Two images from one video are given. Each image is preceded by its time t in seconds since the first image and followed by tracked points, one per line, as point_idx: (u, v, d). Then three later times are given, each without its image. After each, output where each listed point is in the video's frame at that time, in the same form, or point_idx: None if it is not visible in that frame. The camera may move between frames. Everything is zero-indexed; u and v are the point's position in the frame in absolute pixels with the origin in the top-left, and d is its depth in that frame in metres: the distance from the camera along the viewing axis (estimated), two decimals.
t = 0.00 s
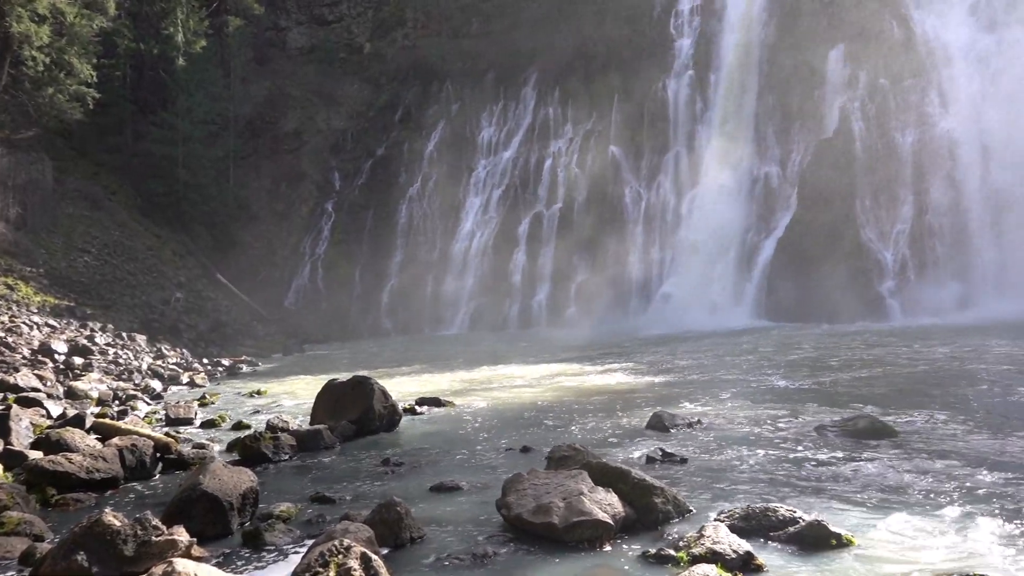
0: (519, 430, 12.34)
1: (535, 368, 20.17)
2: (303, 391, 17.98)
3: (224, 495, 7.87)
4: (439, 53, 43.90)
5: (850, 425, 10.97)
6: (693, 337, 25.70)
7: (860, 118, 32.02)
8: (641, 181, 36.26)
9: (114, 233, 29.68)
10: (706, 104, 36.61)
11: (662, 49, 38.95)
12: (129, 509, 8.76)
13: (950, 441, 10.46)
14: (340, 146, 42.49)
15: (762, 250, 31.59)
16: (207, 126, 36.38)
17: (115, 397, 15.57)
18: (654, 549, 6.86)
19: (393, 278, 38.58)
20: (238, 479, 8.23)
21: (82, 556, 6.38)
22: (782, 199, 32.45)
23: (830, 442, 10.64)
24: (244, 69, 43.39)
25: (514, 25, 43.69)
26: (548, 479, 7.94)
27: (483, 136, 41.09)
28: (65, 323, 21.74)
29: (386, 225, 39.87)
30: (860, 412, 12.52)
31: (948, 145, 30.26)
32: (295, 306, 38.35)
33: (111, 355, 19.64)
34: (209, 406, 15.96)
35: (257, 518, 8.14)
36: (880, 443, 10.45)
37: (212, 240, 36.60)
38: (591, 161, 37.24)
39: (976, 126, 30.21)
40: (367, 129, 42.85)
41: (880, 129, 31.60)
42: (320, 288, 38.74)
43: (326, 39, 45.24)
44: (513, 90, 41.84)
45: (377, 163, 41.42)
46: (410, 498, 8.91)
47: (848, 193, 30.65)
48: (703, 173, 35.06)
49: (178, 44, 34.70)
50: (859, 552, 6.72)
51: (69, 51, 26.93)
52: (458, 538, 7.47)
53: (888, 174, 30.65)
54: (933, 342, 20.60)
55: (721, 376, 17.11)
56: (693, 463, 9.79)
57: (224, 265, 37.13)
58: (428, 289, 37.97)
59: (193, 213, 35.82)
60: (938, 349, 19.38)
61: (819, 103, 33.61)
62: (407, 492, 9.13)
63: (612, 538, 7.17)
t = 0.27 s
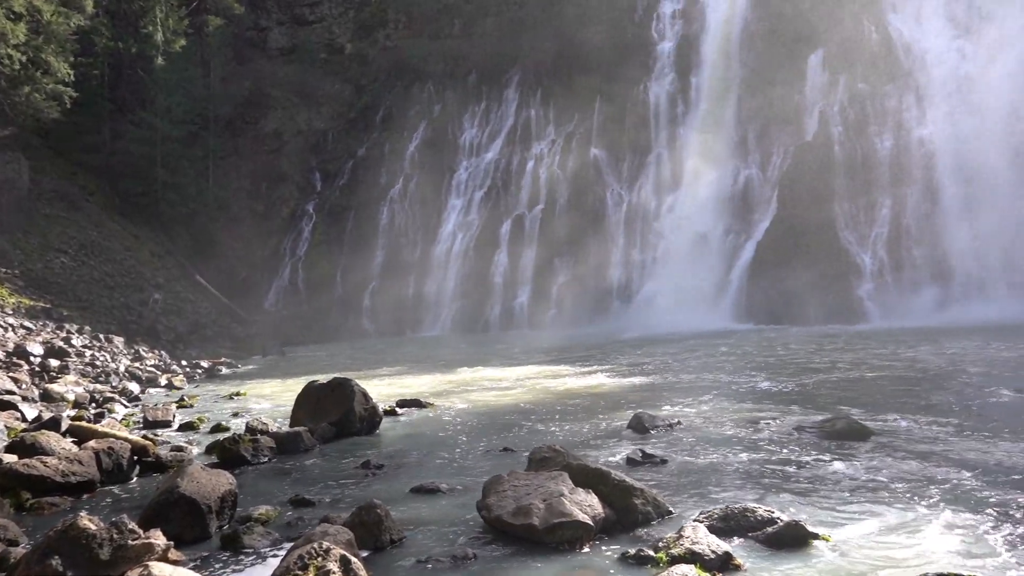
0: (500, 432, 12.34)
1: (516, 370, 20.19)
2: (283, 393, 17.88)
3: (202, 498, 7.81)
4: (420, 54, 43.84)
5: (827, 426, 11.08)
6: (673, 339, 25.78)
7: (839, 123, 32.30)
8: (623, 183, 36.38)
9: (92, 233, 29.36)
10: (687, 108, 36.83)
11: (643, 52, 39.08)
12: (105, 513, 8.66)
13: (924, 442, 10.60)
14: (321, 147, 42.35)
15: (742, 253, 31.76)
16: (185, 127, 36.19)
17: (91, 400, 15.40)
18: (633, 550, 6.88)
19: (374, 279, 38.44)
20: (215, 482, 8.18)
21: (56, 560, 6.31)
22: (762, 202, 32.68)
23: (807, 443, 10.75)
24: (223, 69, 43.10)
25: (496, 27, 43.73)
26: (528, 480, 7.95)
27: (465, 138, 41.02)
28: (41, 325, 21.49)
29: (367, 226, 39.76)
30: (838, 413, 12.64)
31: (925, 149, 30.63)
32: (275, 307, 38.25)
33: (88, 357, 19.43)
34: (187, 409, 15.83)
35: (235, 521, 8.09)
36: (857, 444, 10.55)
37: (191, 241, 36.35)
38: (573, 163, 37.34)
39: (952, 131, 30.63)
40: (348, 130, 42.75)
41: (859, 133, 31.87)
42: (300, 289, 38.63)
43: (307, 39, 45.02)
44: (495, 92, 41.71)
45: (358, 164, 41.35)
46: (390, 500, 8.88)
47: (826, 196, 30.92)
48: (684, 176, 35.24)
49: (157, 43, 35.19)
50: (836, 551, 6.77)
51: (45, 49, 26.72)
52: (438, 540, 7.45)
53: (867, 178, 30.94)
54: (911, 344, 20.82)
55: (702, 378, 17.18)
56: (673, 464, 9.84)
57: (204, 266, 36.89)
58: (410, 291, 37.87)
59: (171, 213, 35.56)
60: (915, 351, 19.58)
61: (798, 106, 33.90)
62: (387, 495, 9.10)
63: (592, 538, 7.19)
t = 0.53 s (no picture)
0: (478, 433, 12.32)
1: (493, 371, 20.17)
2: (258, 396, 17.74)
3: (176, 502, 7.72)
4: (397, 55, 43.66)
5: (801, 424, 11.19)
6: (649, 339, 25.89)
7: (813, 124, 32.57)
8: (599, 184, 36.49)
9: (63, 236, 28.99)
10: (663, 109, 37.03)
11: (619, 52, 39.16)
12: (77, 519, 8.55)
13: (896, 439, 10.74)
14: (296, 148, 42.10)
15: (717, 253, 31.97)
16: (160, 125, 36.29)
17: (63, 404, 15.19)
18: (611, 549, 6.91)
19: (350, 281, 38.26)
20: (189, 486, 8.08)
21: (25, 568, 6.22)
22: (737, 203, 32.91)
23: (782, 440, 10.85)
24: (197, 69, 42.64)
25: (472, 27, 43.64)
26: (506, 481, 7.95)
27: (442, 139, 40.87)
28: (10, 328, 21.16)
29: (344, 227, 39.57)
30: (812, 411, 12.76)
31: (897, 150, 31.01)
32: (250, 309, 38.30)
33: (59, 360, 19.18)
34: (161, 412, 15.66)
35: (210, 525, 8.01)
36: (831, 441, 10.66)
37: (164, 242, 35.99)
38: (549, 164, 37.39)
39: (923, 132, 31.04)
40: (324, 131, 42.54)
41: (832, 135, 32.17)
42: (276, 291, 38.45)
43: (282, 39, 44.39)
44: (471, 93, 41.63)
45: (334, 165, 41.19)
46: (367, 502, 8.84)
47: (801, 197, 31.20)
48: (660, 177, 35.42)
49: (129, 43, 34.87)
50: (810, 548, 6.85)
51: (15, 48, 26.18)
52: (416, 542, 7.43)
53: (840, 178, 31.25)
54: (884, 343, 21.03)
55: (679, 378, 17.26)
56: (649, 464, 9.88)
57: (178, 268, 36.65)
58: (387, 293, 37.72)
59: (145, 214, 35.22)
60: (888, 349, 19.80)
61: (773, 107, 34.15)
62: (364, 497, 9.06)
63: (569, 539, 7.21)
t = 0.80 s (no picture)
0: (452, 440, 12.29)
1: (468, 378, 20.15)
2: (230, 403, 17.56)
3: (145, 511, 7.62)
4: (374, 61, 43.57)
5: (774, 431, 11.27)
6: (624, 347, 25.99)
7: (787, 134, 32.95)
8: (576, 192, 36.61)
9: (33, 240, 28.61)
10: (639, 118, 37.30)
11: (596, 61, 39.32)
12: (42, 528, 8.40)
13: (868, 447, 10.85)
14: (272, 153, 41.88)
15: (693, 261, 32.19)
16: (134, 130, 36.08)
17: (30, 411, 14.94)
18: (584, 557, 6.90)
19: (326, 287, 38.02)
20: (159, 495, 7.99)
21: None
22: (712, 212, 33.16)
23: (755, 447, 10.94)
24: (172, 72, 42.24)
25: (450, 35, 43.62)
26: (479, 489, 7.92)
27: (419, 145, 40.75)
28: None
29: (319, 233, 39.34)
30: (784, 419, 12.87)
31: (869, 161, 31.41)
32: (224, 314, 38.09)
33: (27, 367, 18.88)
34: (131, 419, 15.45)
35: (180, 534, 7.90)
36: (803, 449, 10.77)
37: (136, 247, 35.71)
38: (526, 171, 37.49)
39: (894, 143, 31.48)
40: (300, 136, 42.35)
41: (806, 145, 32.54)
42: (250, 297, 38.16)
43: (259, 43, 43.88)
44: (449, 100, 41.60)
45: (310, 170, 41.08)
46: (340, 510, 8.78)
47: (774, 207, 31.49)
48: (636, 186, 35.65)
49: (102, 45, 35.12)
50: (782, 556, 6.89)
51: None
52: (389, 551, 7.38)
53: (813, 188, 31.61)
54: (856, 351, 21.23)
55: (653, 385, 17.33)
56: (623, 471, 9.91)
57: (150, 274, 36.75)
58: (362, 299, 37.55)
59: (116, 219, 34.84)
60: (858, 358, 20.04)
61: (747, 118, 34.50)
62: (337, 505, 9.00)
63: (544, 547, 7.19)
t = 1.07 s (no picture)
0: (429, 442, 12.26)
1: (445, 380, 20.16)
2: (205, 404, 17.41)
3: (116, 514, 7.54)
4: (352, 61, 43.39)
5: (749, 432, 11.35)
6: (601, 348, 26.12)
7: (763, 138, 33.32)
8: (554, 194, 36.72)
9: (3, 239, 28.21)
10: (617, 121, 37.46)
11: (574, 63, 39.42)
12: (10, 532, 8.26)
13: (841, 448, 10.97)
14: (248, 153, 41.57)
15: (671, 263, 32.37)
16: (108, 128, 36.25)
17: None
18: (560, 558, 6.91)
19: (303, 288, 37.78)
20: (131, 497, 7.90)
21: None
22: (690, 215, 33.35)
23: (730, 448, 11.02)
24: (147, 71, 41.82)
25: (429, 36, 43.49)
26: (456, 490, 7.91)
27: (397, 146, 40.65)
28: None
29: (296, 233, 39.09)
30: (759, 420, 12.98)
31: (844, 165, 31.79)
32: (199, 315, 37.44)
33: None
34: (103, 421, 15.27)
35: (152, 537, 7.82)
36: (777, 450, 10.87)
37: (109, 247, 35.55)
38: (505, 174, 37.54)
39: (868, 148, 31.87)
40: (277, 137, 42.07)
41: (781, 149, 32.87)
42: (226, 299, 37.75)
43: (235, 42, 43.85)
44: (427, 100, 41.51)
45: (287, 171, 40.84)
46: (316, 512, 8.73)
47: (750, 210, 31.76)
48: (614, 188, 35.82)
49: (76, 42, 34.59)
50: (756, 556, 6.95)
51: None
52: (365, 553, 7.34)
53: (788, 192, 31.92)
54: (831, 353, 21.45)
55: (630, 387, 17.43)
56: (600, 472, 9.94)
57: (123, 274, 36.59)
58: (340, 300, 37.37)
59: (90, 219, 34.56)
60: (832, 360, 20.29)
61: (724, 122, 34.78)
62: (312, 507, 8.95)
63: (520, 548, 7.19)
